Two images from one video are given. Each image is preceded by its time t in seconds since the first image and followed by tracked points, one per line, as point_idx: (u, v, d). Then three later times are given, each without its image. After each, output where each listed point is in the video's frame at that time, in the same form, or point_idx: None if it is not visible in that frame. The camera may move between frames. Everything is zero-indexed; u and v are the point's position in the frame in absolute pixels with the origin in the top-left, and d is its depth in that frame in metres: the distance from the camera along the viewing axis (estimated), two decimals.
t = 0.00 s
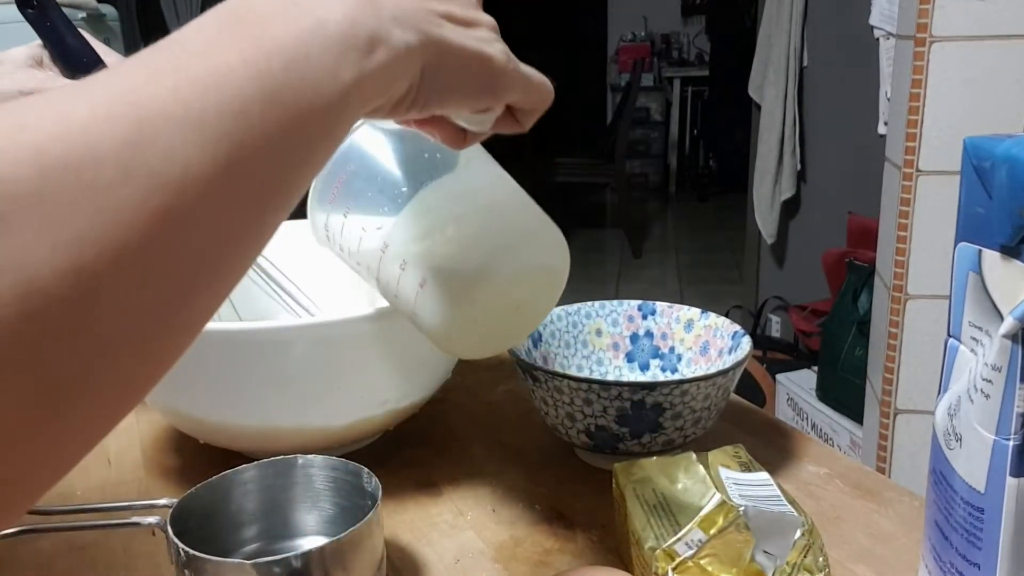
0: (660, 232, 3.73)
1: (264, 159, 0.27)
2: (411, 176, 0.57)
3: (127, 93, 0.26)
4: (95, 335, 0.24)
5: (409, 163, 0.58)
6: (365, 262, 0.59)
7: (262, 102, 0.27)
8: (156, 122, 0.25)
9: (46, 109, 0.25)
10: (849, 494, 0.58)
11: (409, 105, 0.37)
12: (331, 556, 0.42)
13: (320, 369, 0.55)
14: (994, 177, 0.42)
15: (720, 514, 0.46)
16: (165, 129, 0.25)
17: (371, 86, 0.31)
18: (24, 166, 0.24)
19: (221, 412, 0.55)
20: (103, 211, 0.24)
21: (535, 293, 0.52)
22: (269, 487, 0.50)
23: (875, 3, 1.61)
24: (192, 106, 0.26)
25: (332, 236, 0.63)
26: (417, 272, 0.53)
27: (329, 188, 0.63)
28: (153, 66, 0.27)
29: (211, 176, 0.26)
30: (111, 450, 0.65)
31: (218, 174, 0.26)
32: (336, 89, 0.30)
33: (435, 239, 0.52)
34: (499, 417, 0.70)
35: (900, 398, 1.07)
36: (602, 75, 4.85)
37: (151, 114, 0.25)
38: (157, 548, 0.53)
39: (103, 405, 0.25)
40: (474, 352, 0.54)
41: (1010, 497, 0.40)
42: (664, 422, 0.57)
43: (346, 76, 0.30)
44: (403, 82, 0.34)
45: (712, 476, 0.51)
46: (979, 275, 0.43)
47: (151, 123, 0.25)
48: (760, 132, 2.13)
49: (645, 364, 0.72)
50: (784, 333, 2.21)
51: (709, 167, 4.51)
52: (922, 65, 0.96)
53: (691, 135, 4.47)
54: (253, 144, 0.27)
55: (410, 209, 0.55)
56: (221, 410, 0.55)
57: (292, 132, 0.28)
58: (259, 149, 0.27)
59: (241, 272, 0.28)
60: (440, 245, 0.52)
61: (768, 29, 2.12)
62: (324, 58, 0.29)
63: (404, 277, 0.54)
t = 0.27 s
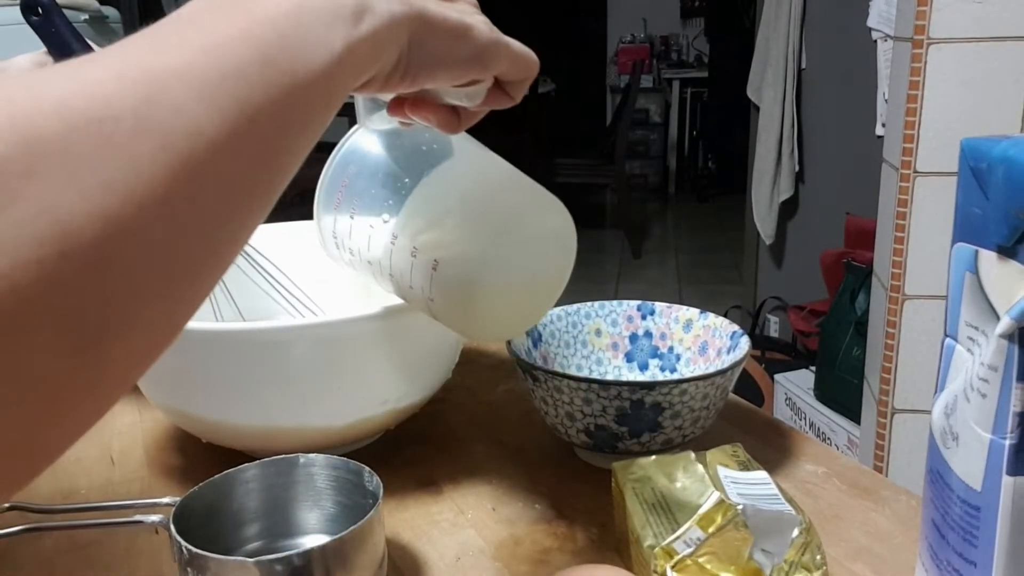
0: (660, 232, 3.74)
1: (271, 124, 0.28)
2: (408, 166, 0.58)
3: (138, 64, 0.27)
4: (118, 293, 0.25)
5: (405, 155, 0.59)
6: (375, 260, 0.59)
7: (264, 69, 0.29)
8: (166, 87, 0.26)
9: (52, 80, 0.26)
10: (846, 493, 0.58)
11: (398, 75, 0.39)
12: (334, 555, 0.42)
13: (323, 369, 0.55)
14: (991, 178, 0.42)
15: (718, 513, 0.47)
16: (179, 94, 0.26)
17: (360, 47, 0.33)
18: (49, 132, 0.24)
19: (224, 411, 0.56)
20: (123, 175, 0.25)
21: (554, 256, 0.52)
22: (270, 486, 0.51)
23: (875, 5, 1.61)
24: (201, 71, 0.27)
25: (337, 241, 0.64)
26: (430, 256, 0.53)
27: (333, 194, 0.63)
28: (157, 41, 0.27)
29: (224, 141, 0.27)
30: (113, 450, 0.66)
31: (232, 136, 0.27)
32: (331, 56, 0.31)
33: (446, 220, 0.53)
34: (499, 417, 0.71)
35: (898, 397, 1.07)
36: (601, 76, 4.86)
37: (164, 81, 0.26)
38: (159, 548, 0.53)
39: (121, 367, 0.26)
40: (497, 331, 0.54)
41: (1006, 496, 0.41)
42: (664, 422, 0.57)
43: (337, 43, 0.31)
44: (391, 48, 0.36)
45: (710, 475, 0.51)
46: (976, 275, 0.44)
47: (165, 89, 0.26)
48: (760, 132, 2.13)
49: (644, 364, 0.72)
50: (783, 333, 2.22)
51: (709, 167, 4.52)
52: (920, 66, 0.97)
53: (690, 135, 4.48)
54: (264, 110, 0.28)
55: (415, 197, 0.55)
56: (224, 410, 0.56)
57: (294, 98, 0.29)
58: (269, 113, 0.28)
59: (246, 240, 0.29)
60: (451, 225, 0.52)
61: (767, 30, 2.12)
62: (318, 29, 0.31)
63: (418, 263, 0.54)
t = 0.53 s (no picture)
0: (660, 232, 3.74)
1: (252, 105, 0.29)
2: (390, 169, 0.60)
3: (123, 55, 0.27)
4: (110, 266, 0.25)
5: (383, 159, 0.61)
6: (375, 261, 0.60)
7: (239, 53, 0.30)
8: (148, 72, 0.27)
9: (36, 72, 0.26)
10: (848, 493, 0.58)
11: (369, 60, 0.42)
12: (333, 556, 0.42)
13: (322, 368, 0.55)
14: (992, 178, 0.42)
15: (718, 513, 0.47)
16: (158, 76, 0.27)
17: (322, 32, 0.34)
18: (39, 111, 0.25)
19: (223, 411, 0.56)
20: (110, 152, 0.25)
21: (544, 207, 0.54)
22: (270, 487, 0.50)
23: (875, 4, 1.61)
24: (179, 57, 0.28)
25: (333, 251, 0.65)
26: (431, 239, 0.55)
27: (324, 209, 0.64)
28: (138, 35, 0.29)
29: (205, 120, 0.28)
30: (113, 450, 0.65)
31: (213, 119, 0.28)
32: (302, 41, 0.32)
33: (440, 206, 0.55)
34: (499, 417, 0.71)
35: (899, 397, 1.07)
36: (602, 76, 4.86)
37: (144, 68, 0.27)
38: (159, 548, 0.53)
39: (110, 341, 0.26)
40: (518, 301, 0.55)
41: (1008, 497, 0.41)
42: (664, 422, 0.57)
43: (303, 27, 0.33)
44: (355, 26, 0.38)
45: (711, 475, 0.51)
46: (977, 275, 0.44)
47: (146, 72, 0.27)
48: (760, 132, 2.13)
49: (645, 364, 0.72)
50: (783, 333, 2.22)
51: (709, 167, 4.52)
52: (921, 65, 0.97)
53: (691, 135, 4.47)
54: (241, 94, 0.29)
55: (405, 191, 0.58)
56: (224, 412, 0.56)
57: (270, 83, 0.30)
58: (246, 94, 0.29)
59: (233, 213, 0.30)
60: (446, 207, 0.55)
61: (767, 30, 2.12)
62: (284, 15, 0.32)
63: (419, 251, 0.56)
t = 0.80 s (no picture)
0: (660, 232, 3.75)
1: (201, 93, 0.31)
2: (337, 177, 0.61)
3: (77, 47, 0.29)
4: (89, 238, 0.27)
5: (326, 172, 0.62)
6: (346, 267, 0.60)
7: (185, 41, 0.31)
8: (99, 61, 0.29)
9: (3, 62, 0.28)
10: (848, 493, 0.58)
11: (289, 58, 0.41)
12: (332, 556, 0.42)
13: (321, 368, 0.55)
14: (992, 178, 0.42)
15: (718, 513, 0.47)
16: (110, 63, 0.29)
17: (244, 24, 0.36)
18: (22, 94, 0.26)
19: (223, 411, 0.56)
20: (79, 132, 0.27)
21: (484, 147, 0.54)
22: (269, 486, 0.50)
23: (875, 4, 1.61)
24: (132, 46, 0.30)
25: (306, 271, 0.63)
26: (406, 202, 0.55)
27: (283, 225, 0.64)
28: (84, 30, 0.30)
29: (162, 102, 0.30)
30: (113, 450, 0.65)
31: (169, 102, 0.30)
32: (236, 30, 0.35)
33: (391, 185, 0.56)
34: (499, 417, 0.71)
35: (899, 397, 1.07)
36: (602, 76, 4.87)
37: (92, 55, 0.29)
38: (159, 548, 0.53)
39: (100, 310, 0.28)
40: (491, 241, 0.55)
41: (1008, 497, 0.41)
42: (664, 422, 0.57)
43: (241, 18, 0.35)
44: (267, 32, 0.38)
45: (711, 475, 0.51)
46: (977, 275, 0.44)
47: (102, 58, 0.29)
48: (760, 132, 2.13)
49: (645, 364, 0.72)
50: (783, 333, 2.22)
51: (709, 167, 4.52)
52: (921, 65, 0.97)
53: (691, 135, 4.47)
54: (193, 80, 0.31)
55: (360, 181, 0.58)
56: (227, 414, 0.56)
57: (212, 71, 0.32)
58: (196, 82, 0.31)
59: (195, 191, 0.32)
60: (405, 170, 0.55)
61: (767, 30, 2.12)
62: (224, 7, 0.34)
63: (395, 224, 0.56)
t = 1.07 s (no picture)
0: (660, 232, 3.75)
1: (124, 110, 0.36)
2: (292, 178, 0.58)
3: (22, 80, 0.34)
4: (26, 238, 0.32)
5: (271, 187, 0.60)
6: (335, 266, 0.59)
7: (128, 74, 0.37)
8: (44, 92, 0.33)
9: None
10: (848, 493, 0.58)
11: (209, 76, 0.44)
12: (332, 555, 0.42)
13: (321, 367, 0.55)
14: (992, 178, 0.42)
15: (718, 513, 0.47)
16: (44, 86, 0.33)
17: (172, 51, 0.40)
18: None
19: (225, 411, 0.56)
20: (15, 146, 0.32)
21: (381, 76, 0.55)
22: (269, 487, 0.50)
23: (875, 4, 1.61)
24: (75, 74, 0.34)
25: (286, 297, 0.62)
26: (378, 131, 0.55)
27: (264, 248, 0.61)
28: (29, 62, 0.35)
29: (86, 119, 0.34)
30: (113, 450, 0.65)
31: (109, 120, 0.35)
32: (160, 53, 0.39)
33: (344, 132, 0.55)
34: (499, 417, 0.71)
35: (899, 397, 1.07)
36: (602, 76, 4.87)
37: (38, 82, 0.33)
38: (159, 548, 0.53)
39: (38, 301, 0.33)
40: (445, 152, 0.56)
41: (1008, 497, 0.41)
42: (664, 422, 0.57)
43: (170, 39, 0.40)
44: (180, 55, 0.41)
45: (710, 475, 0.51)
46: (977, 275, 0.44)
47: (36, 82, 0.33)
48: (760, 132, 2.13)
49: (645, 364, 0.72)
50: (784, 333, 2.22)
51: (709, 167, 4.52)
52: (921, 65, 0.97)
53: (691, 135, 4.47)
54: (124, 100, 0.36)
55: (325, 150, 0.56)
56: (232, 412, 0.56)
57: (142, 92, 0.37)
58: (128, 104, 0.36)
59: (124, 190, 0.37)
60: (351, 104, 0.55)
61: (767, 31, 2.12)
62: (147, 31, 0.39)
63: (363, 184, 0.56)
